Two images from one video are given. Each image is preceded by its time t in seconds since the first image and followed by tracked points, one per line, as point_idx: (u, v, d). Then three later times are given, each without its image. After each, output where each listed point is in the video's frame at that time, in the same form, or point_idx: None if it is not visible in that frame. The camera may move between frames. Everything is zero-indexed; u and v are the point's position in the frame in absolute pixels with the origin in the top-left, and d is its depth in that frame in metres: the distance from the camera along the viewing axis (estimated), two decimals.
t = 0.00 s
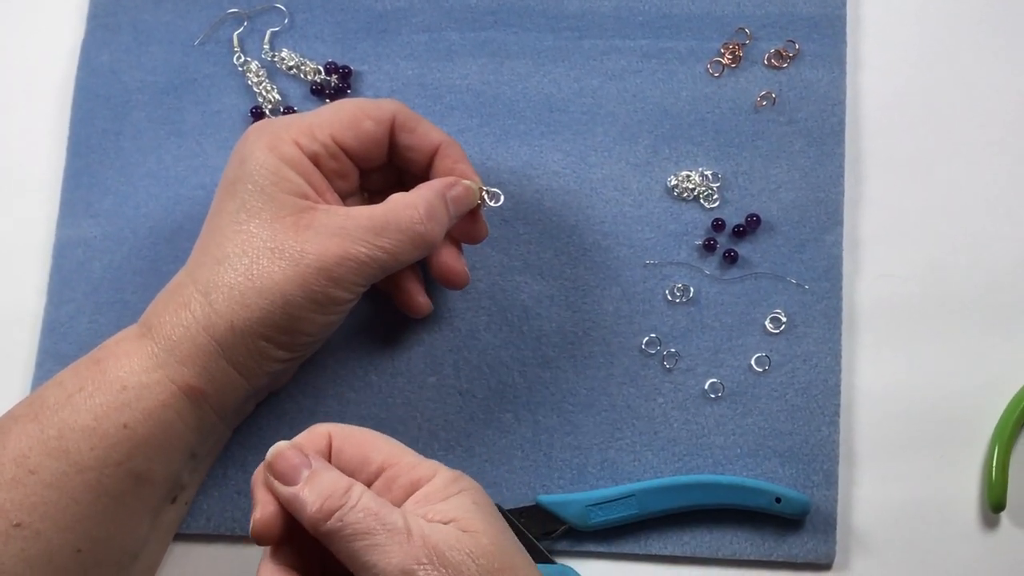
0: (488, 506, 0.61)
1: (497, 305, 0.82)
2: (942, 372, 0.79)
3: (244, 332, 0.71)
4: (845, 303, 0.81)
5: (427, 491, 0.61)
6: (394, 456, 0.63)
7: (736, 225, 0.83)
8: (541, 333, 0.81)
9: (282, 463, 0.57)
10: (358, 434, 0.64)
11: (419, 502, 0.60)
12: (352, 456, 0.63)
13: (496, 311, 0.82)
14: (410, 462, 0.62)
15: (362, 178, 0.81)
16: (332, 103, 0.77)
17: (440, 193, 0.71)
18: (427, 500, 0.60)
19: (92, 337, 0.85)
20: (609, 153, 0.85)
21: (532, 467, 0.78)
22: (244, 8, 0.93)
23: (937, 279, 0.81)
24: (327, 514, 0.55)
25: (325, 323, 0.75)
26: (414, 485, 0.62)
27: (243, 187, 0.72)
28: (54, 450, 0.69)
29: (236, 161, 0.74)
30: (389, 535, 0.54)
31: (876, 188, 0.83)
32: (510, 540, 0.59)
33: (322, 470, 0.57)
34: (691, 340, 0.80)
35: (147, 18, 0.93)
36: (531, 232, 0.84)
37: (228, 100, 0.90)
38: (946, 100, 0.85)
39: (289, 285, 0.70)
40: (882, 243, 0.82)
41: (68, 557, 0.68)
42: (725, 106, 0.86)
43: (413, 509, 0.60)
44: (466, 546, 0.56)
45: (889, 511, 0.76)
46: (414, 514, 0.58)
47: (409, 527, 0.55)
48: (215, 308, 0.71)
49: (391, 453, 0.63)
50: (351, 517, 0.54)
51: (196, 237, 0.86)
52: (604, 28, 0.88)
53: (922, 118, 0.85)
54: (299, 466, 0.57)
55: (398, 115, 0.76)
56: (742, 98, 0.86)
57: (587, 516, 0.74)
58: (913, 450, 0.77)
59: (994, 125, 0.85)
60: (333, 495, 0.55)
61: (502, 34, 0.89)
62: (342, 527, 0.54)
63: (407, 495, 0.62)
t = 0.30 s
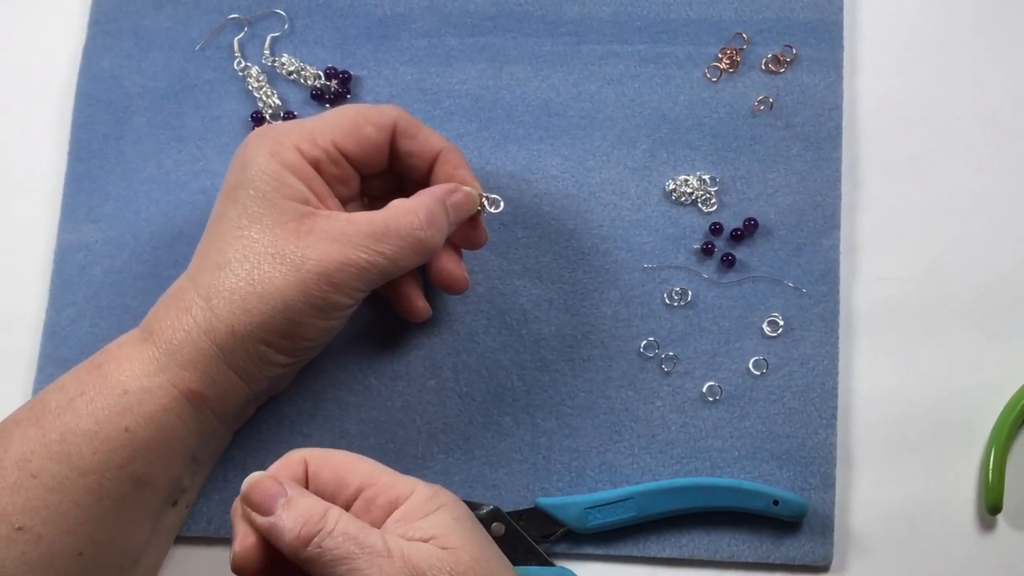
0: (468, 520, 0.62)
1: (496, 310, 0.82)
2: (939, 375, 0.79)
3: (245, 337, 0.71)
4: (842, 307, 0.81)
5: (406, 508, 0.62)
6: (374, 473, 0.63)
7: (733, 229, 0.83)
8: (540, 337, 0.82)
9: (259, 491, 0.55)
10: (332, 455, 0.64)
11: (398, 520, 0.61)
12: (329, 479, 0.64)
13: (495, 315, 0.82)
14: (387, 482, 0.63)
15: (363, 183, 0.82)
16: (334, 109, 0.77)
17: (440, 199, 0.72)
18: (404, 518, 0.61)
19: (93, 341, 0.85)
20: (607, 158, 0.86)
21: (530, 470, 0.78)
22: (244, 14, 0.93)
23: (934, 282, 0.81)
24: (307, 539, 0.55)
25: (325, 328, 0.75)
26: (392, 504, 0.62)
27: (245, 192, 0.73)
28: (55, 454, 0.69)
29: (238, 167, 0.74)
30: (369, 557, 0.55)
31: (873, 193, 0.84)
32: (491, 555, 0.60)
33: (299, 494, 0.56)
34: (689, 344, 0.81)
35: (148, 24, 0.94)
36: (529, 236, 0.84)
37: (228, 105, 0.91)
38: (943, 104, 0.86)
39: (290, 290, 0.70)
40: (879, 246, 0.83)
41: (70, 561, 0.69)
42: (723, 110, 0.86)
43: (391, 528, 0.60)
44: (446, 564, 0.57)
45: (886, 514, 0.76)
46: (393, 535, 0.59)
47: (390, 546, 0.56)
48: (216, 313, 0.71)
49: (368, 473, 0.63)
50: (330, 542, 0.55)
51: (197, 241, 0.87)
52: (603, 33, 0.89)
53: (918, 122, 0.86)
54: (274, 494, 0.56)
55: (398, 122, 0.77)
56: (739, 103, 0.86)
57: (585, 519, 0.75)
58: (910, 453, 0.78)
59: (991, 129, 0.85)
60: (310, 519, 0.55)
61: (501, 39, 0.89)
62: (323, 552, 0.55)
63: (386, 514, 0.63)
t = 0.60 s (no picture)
0: (465, 526, 0.62)
1: (497, 310, 0.82)
2: (940, 375, 0.79)
3: (247, 339, 0.71)
4: (843, 308, 0.81)
5: (403, 515, 0.62)
6: (370, 481, 0.63)
7: (735, 230, 0.83)
8: (541, 337, 0.82)
9: (254, 505, 0.56)
10: (328, 465, 0.64)
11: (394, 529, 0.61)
12: (325, 489, 0.64)
13: (497, 316, 0.82)
14: (382, 490, 0.63)
15: (366, 185, 0.82)
16: (337, 111, 0.77)
17: (442, 201, 0.72)
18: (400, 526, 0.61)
19: (95, 342, 0.85)
20: (608, 158, 0.86)
21: (532, 471, 0.78)
22: (246, 15, 0.93)
23: (935, 283, 0.81)
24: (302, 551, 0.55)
25: (328, 330, 0.75)
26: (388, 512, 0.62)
27: (247, 194, 0.73)
28: (57, 456, 0.69)
29: (241, 169, 0.75)
30: (365, 567, 0.55)
31: (874, 193, 0.84)
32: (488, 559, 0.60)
33: (294, 506, 0.57)
34: (691, 345, 0.81)
35: (149, 25, 0.94)
36: (531, 237, 0.84)
37: (229, 106, 0.91)
38: (944, 104, 0.86)
39: (292, 292, 0.70)
40: (881, 247, 0.83)
41: (72, 563, 0.69)
42: (724, 111, 0.86)
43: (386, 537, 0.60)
44: (442, 571, 0.57)
45: (887, 514, 0.76)
46: (389, 544, 0.59)
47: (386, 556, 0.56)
48: (219, 315, 0.71)
49: (364, 482, 0.63)
50: (326, 553, 0.55)
51: (198, 243, 0.87)
52: (604, 34, 0.89)
53: (919, 123, 0.86)
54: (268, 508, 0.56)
55: (401, 124, 0.77)
56: (741, 103, 0.86)
57: (586, 520, 0.75)
58: (912, 454, 0.78)
59: (992, 130, 0.85)
60: (306, 530, 0.55)
61: (502, 40, 0.89)
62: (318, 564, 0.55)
63: (383, 521, 0.63)
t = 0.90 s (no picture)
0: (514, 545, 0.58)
1: (501, 310, 0.82)
2: (944, 375, 0.79)
3: (251, 340, 0.71)
4: (847, 308, 0.81)
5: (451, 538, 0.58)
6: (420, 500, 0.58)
7: (739, 229, 0.83)
8: (545, 337, 0.81)
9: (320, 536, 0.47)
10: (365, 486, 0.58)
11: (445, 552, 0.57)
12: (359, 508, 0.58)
13: (500, 315, 0.82)
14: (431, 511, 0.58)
15: (370, 187, 0.82)
16: (342, 112, 0.77)
17: (448, 203, 0.72)
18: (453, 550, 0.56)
19: (98, 341, 0.85)
20: (612, 157, 0.86)
21: (536, 471, 0.78)
22: (249, 14, 0.93)
23: (939, 282, 0.81)
24: None
25: (331, 332, 0.75)
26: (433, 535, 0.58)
27: (252, 196, 0.73)
28: (61, 457, 0.69)
29: (246, 170, 0.75)
30: None
31: (878, 192, 0.84)
32: None
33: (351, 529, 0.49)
34: (695, 344, 0.81)
35: (152, 25, 0.94)
36: (534, 236, 0.84)
37: (232, 105, 0.91)
38: (947, 103, 0.86)
39: (296, 294, 0.70)
40: (885, 246, 0.83)
41: (76, 564, 0.69)
42: (728, 110, 0.86)
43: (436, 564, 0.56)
44: None
45: (892, 514, 0.76)
46: None
47: None
48: (223, 316, 0.71)
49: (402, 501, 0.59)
50: None
51: (202, 242, 0.87)
52: (608, 33, 0.89)
53: (923, 122, 0.85)
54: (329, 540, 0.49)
55: (407, 125, 0.77)
56: (745, 102, 0.86)
57: (591, 519, 0.75)
58: (916, 454, 0.77)
59: (996, 129, 0.85)
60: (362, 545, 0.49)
61: (506, 39, 0.89)
62: None
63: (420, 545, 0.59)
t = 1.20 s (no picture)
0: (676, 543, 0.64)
1: (500, 307, 0.82)
2: (944, 372, 0.79)
3: (258, 340, 0.71)
4: (849, 305, 0.81)
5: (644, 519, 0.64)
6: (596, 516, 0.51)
7: (739, 226, 0.83)
8: (545, 334, 0.81)
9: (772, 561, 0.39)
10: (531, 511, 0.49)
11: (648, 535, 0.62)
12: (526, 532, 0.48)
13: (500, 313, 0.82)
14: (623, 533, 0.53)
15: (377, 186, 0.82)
16: (353, 111, 0.77)
17: (458, 206, 0.72)
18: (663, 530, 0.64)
19: (97, 339, 0.85)
20: (612, 154, 0.85)
21: (536, 468, 0.78)
22: (249, 11, 0.93)
23: (940, 280, 0.81)
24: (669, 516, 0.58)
25: (336, 333, 0.75)
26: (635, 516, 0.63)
27: (261, 195, 0.72)
28: (64, 455, 0.69)
29: (254, 168, 0.74)
30: None
31: (879, 189, 0.84)
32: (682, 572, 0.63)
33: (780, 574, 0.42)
34: (696, 341, 0.80)
35: (152, 21, 0.93)
36: (535, 234, 0.84)
37: (232, 102, 0.90)
38: (949, 101, 0.86)
39: (305, 295, 0.70)
40: (886, 243, 0.82)
41: (78, 561, 0.69)
42: (728, 107, 0.86)
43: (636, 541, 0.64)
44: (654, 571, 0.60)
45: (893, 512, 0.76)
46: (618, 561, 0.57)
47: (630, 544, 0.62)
48: (230, 316, 0.71)
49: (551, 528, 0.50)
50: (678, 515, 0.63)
51: (201, 239, 0.87)
52: (608, 29, 0.89)
53: (924, 119, 0.85)
54: None
55: (418, 127, 0.77)
56: (745, 99, 0.86)
57: (591, 518, 0.74)
58: (918, 451, 0.77)
59: (997, 126, 0.85)
60: None
61: (506, 35, 0.89)
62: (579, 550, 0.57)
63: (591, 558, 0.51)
